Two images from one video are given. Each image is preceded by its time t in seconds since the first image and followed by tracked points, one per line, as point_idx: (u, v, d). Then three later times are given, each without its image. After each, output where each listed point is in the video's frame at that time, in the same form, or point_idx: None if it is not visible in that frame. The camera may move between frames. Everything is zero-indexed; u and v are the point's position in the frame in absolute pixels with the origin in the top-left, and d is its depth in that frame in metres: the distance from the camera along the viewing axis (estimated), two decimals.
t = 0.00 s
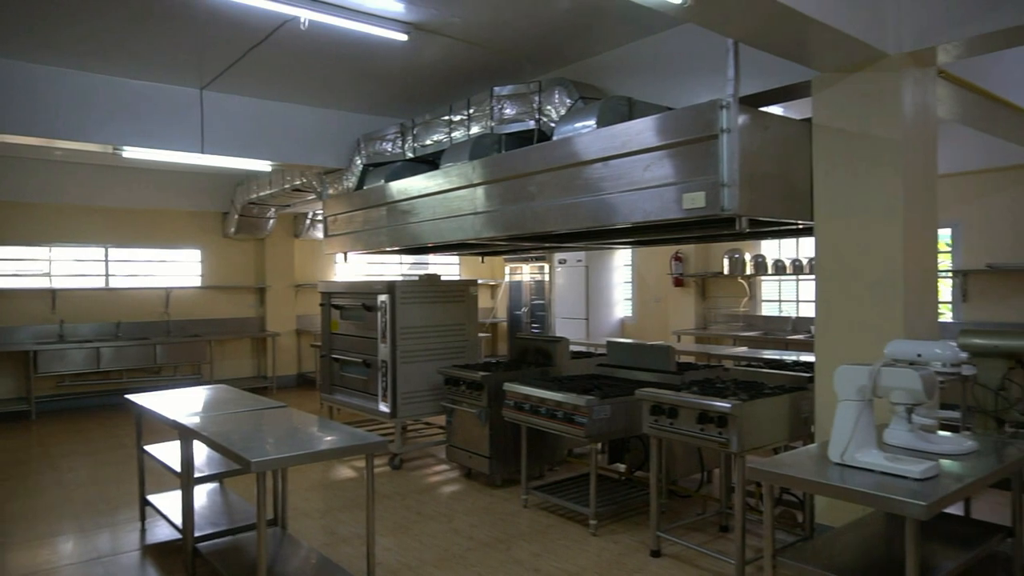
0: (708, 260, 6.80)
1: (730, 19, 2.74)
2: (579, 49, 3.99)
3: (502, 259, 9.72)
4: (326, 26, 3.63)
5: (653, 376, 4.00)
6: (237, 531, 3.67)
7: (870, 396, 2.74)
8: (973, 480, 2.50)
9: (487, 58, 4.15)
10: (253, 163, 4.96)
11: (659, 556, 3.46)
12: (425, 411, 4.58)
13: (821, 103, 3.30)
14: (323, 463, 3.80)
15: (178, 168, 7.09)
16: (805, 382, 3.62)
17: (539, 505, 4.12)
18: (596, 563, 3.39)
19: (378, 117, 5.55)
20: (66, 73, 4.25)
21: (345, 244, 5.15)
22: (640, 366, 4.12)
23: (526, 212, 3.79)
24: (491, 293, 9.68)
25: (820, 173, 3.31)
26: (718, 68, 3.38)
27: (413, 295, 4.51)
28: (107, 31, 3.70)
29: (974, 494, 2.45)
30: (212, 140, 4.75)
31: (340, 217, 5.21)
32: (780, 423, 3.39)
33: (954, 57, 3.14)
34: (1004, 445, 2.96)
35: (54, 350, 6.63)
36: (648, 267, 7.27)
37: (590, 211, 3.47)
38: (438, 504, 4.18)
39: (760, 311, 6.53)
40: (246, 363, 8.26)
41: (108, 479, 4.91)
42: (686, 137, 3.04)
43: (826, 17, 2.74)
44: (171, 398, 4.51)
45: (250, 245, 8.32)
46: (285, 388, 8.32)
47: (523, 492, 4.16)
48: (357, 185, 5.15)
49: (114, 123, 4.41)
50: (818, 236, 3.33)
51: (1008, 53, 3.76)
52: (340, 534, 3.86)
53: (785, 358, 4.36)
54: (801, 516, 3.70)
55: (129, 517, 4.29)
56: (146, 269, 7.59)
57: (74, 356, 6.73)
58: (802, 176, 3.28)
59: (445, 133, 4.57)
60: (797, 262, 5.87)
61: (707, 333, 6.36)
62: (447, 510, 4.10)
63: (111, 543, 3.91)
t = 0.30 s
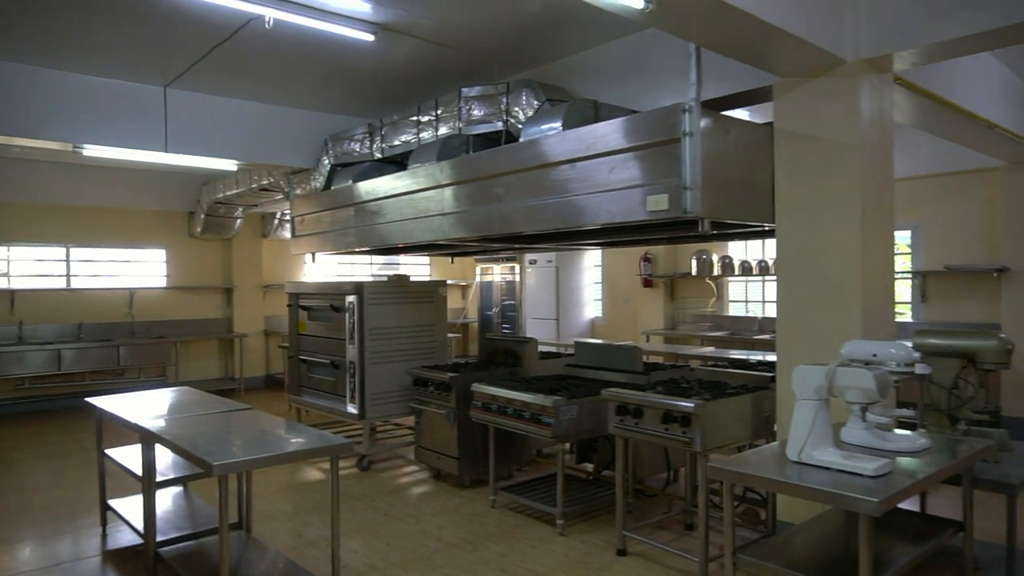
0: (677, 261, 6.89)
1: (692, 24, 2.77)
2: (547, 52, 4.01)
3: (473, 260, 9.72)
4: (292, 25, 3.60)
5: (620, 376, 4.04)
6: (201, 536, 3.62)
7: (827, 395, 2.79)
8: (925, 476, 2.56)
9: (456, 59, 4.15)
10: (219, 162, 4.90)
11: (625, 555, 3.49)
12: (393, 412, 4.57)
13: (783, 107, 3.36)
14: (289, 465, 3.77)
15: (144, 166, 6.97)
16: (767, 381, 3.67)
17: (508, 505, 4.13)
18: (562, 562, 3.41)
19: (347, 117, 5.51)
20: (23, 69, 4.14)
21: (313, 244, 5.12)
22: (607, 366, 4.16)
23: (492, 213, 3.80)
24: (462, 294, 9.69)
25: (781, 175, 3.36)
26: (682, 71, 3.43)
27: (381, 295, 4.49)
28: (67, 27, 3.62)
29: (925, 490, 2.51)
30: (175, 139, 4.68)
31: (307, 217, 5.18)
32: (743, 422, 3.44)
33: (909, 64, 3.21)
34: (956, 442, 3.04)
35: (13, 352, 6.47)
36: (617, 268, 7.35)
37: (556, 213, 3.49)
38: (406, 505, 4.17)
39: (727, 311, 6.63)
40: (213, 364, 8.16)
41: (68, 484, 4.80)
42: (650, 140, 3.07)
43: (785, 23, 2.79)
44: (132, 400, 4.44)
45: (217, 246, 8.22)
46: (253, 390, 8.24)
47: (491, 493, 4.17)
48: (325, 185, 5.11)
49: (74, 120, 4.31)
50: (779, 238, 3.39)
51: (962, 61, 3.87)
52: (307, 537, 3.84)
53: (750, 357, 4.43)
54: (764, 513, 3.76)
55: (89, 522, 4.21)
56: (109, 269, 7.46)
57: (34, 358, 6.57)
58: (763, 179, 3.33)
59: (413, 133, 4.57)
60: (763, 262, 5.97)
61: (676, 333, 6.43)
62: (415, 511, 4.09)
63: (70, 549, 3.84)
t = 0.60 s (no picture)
0: (651, 261, 6.96)
1: (661, 27, 2.79)
2: (519, 53, 4.02)
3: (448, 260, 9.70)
4: (262, 23, 3.57)
5: (592, 376, 4.06)
6: (168, 540, 3.58)
7: (792, 394, 2.84)
8: (887, 473, 2.61)
9: (429, 59, 4.14)
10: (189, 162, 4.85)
11: (597, 554, 3.51)
12: (367, 413, 4.55)
13: (751, 110, 3.40)
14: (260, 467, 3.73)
15: (113, 165, 6.87)
16: (736, 381, 3.71)
17: (481, 505, 4.13)
18: (533, 562, 3.42)
19: (319, 116, 5.47)
20: None
21: (285, 244, 5.08)
22: (580, 366, 4.17)
23: (464, 214, 3.79)
24: (438, 294, 9.67)
25: (749, 178, 3.41)
26: (652, 73, 3.45)
27: (354, 296, 4.47)
28: (29, 23, 3.55)
29: (886, 487, 2.56)
30: (144, 137, 4.62)
31: (279, 217, 5.13)
32: (712, 422, 3.48)
33: (874, 69, 3.27)
34: (918, 439, 3.10)
35: None
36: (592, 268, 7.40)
37: (527, 213, 3.50)
38: (379, 507, 4.15)
39: (701, 311, 6.70)
40: (184, 366, 8.06)
41: (32, 489, 4.71)
42: (621, 141, 3.09)
43: (752, 28, 2.82)
44: (99, 403, 4.36)
45: (189, 246, 8.14)
46: (225, 391, 8.16)
47: (464, 493, 4.17)
48: (297, 185, 5.08)
49: (39, 118, 4.22)
50: (747, 239, 3.43)
51: (926, 65, 3.94)
52: (278, 539, 3.81)
53: (720, 357, 4.48)
54: (734, 511, 3.80)
55: (54, 528, 4.13)
56: (76, 269, 7.33)
57: None
58: (731, 180, 3.37)
59: (386, 133, 4.55)
60: (735, 263, 6.04)
61: (650, 333, 6.48)
62: (387, 512, 4.07)
63: (34, 555, 3.76)
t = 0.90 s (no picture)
0: (632, 261, 7.01)
1: (639, 29, 2.80)
2: (499, 53, 4.01)
3: (429, 260, 9.67)
4: (238, 20, 3.53)
5: (571, 376, 4.06)
6: (143, 543, 3.53)
7: (767, 393, 2.86)
8: (860, 471, 2.64)
9: (408, 59, 4.12)
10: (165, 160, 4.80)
11: (575, 553, 3.52)
12: (345, 414, 4.53)
13: (729, 111, 3.42)
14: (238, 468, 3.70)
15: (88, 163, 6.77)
16: (714, 380, 3.74)
17: (460, 505, 4.12)
18: (512, 562, 3.42)
19: (298, 115, 5.44)
20: None
21: (263, 244, 5.04)
22: (560, 366, 4.18)
23: (443, 214, 3.78)
24: (419, 294, 9.64)
25: (726, 178, 3.43)
26: (630, 74, 3.46)
27: (333, 296, 4.45)
28: None
29: (858, 485, 2.59)
30: (118, 135, 4.56)
31: (258, 217, 5.09)
32: (690, 421, 3.49)
33: (849, 72, 3.31)
34: (892, 437, 3.14)
35: None
36: (573, 268, 7.42)
37: (506, 213, 3.50)
38: (358, 508, 4.13)
39: (680, 311, 6.75)
40: (161, 366, 7.97)
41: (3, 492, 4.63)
42: (599, 141, 3.10)
43: (730, 30, 2.84)
44: (72, 404, 4.30)
45: (166, 245, 8.04)
46: (203, 392, 8.09)
47: (443, 494, 4.16)
48: (275, 184, 5.04)
49: (10, 115, 4.15)
50: (724, 239, 3.46)
51: (901, 68, 3.99)
52: (255, 541, 3.77)
53: (699, 357, 4.51)
54: (711, 510, 3.82)
55: (26, 532, 4.06)
56: (50, 269, 7.22)
57: None
58: (709, 181, 3.39)
59: (365, 132, 4.53)
60: (714, 263, 6.10)
61: (630, 333, 6.52)
62: (366, 513, 4.06)
63: (4, 560, 3.70)
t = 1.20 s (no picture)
0: (611, 261, 7.07)
1: (615, 29, 2.81)
2: (477, 52, 4.01)
3: (409, 260, 9.63)
4: (213, 17, 3.50)
5: (550, 375, 4.07)
6: (116, 547, 3.48)
7: (742, 391, 2.88)
8: (833, 468, 2.66)
9: (386, 58, 4.11)
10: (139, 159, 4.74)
11: (554, 553, 3.52)
12: (323, 415, 4.50)
13: (705, 112, 3.45)
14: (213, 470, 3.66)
15: (62, 162, 6.66)
16: (691, 379, 3.76)
17: (439, 506, 4.11)
18: (490, 562, 3.42)
19: (276, 114, 5.39)
20: None
21: (240, 244, 4.99)
22: (538, 366, 4.18)
23: (421, 213, 3.77)
24: (399, 294, 9.61)
25: (703, 179, 3.45)
26: (607, 75, 3.48)
27: (310, 296, 4.42)
28: None
29: (831, 482, 2.62)
30: (91, 133, 4.49)
31: (234, 216, 5.05)
32: (666, 420, 3.51)
33: (824, 73, 3.34)
34: (865, 435, 3.17)
35: None
36: (552, 268, 7.44)
37: (483, 213, 3.50)
38: (336, 509, 4.11)
39: (660, 311, 6.81)
40: (137, 367, 7.87)
41: None
42: (575, 141, 3.11)
43: (705, 31, 2.86)
44: (43, 407, 4.23)
45: (141, 245, 7.95)
46: (180, 394, 8.00)
47: (422, 495, 4.14)
48: (252, 183, 5.00)
49: None
50: (701, 239, 3.48)
51: (874, 70, 4.03)
52: (231, 544, 3.74)
53: (677, 356, 4.53)
54: (688, 508, 3.85)
55: None
56: (23, 269, 7.10)
57: None
58: (685, 181, 3.41)
59: (343, 131, 4.51)
60: (692, 263, 6.16)
61: (610, 333, 6.58)
62: (344, 514, 4.03)
63: None
